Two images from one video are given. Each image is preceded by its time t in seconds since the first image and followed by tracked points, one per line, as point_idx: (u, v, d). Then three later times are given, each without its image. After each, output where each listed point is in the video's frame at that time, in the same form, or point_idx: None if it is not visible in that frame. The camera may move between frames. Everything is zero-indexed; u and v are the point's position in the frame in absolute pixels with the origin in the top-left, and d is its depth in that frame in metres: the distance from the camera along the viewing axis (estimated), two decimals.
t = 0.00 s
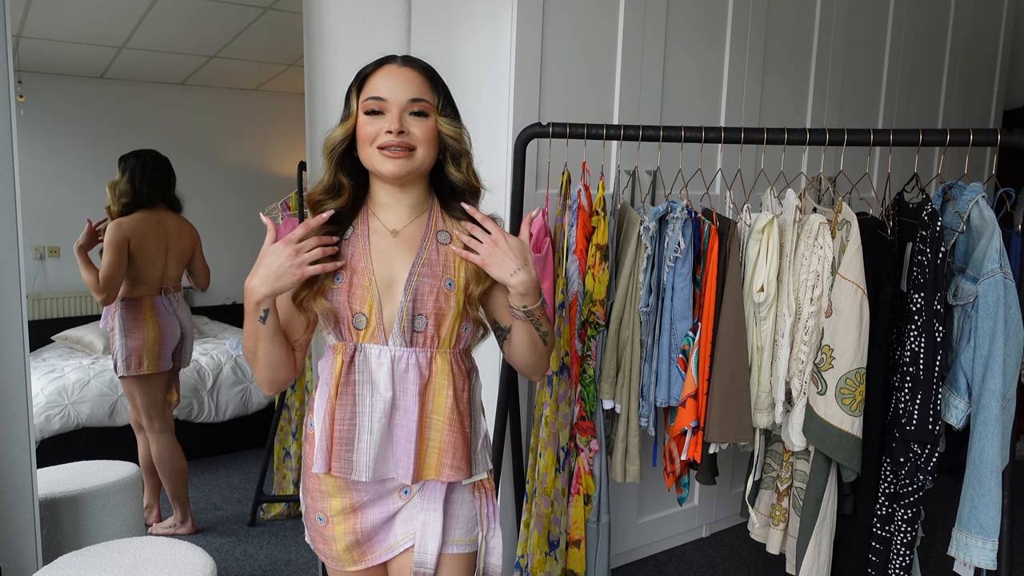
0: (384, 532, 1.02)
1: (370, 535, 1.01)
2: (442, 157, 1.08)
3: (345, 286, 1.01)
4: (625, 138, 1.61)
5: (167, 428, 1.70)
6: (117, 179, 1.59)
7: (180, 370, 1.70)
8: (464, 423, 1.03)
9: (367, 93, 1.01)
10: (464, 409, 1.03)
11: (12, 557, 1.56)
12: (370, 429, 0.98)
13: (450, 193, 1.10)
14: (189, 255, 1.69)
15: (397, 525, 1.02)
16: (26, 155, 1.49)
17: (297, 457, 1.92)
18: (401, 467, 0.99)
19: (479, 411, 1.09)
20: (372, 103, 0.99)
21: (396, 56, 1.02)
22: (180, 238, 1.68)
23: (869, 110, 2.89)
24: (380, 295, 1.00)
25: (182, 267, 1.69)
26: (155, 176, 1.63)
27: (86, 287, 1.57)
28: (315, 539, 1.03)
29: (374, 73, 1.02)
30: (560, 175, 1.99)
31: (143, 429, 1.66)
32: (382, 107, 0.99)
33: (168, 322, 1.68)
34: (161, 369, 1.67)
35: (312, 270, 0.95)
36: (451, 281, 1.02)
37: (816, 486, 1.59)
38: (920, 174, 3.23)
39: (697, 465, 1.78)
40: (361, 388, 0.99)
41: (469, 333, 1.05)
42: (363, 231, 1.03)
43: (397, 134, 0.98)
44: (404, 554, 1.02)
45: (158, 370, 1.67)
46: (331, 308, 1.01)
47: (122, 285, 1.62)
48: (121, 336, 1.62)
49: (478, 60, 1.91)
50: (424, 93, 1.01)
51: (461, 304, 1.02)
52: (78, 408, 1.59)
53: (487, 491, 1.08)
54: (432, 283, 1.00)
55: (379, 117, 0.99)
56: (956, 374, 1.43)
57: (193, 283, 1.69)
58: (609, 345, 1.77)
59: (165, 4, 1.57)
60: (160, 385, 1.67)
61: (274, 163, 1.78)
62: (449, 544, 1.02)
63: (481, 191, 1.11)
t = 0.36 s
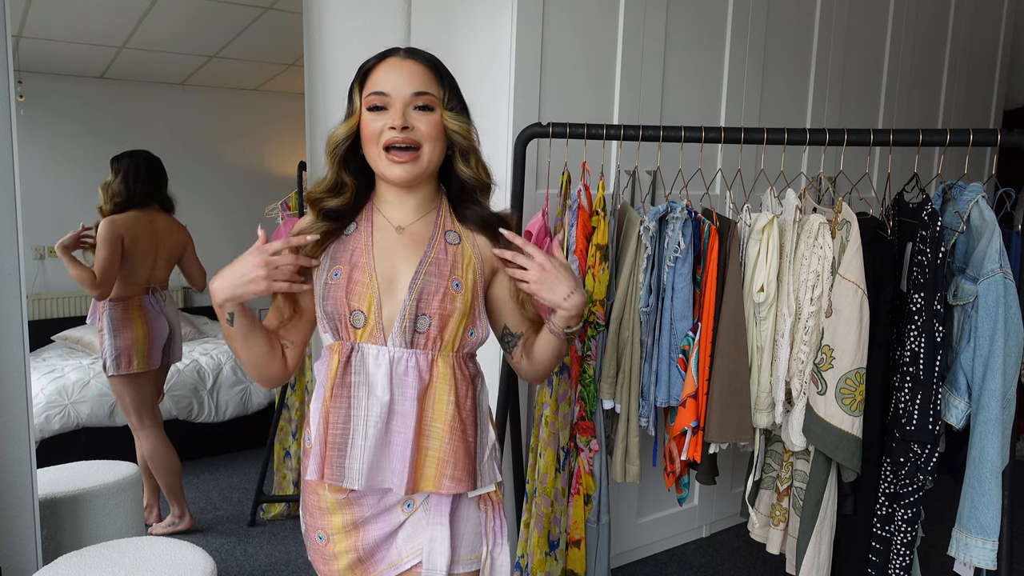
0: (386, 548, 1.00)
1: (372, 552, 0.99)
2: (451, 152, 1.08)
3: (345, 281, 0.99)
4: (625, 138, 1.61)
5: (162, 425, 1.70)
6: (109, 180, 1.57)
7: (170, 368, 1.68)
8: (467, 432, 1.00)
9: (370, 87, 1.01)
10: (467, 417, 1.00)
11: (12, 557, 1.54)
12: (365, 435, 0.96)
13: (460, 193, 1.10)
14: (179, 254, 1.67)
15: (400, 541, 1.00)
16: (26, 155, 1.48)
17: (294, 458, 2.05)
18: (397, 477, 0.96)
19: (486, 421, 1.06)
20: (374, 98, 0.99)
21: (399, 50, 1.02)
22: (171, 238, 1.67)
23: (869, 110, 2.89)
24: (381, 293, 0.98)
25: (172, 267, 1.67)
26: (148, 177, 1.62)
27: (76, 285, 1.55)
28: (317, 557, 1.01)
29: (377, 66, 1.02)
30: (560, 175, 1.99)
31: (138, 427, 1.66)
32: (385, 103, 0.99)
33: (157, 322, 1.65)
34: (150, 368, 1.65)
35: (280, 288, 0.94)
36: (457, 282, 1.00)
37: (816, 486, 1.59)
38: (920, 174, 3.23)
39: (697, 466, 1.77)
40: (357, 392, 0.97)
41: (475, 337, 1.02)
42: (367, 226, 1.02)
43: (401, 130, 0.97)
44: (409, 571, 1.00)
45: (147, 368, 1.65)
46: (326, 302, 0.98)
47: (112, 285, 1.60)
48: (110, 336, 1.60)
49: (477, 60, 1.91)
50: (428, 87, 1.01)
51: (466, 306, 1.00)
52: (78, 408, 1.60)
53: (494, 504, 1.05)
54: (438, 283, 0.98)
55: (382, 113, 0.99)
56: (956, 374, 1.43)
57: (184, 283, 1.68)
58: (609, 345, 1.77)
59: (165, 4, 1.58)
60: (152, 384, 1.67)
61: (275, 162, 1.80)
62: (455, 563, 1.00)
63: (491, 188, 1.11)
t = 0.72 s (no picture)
0: (390, 555, 0.95)
1: (374, 559, 0.94)
2: (462, 151, 1.04)
3: (354, 277, 0.94)
4: (625, 138, 1.61)
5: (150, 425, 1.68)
6: (109, 180, 1.57)
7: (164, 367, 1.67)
8: (477, 433, 0.96)
9: (381, 84, 0.97)
10: (477, 419, 0.96)
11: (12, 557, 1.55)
12: (371, 436, 0.91)
13: (468, 193, 1.05)
14: (176, 255, 1.68)
15: (406, 547, 0.95)
16: (25, 155, 1.48)
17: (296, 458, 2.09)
18: (402, 480, 0.91)
19: (497, 426, 1.01)
20: (385, 95, 0.95)
21: (410, 44, 0.98)
22: (168, 238, 1.67)
23: (869, 110, 2.89)
24: (390, 289, 0.93)
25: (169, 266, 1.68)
26: (148, 178, 1.62)
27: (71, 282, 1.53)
28: (316, 565, 0.96)
29: (388, 62, 0.98)
30: (560, 175, 1.99)
31: (127, 429, 1.64)
32: (397, 99, 0.95)
33: (152, 320, 1.65)
34: (144, 367, 1.64)
35: (284, 346, 0.84)
36: (469, 282, 0.95)
37: (816, 486, 1.59)
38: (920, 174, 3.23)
39: (698, 466, 1.77)
40: (364, 391, 0.92)
41: (487, 339, 0.97)
42: (378, 223, 0.98)
43: (412, 128, 0.93)
44: None
45: (141, 368, 1.64)
46: (334, 299, 0.93)
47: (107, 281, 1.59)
48: (104, 333, 1.59)
49: (477, 60, 1.91)
50: (440, 82, 0.96)
51: (478, 307, 0.95)
52: (79, 409, 1.59)
53: (502, 513, 1.00)
54: (449, 282, 0.94)
55: (393, 110, 0.95)
56: (956, 374, 1.43)
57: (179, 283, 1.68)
58: (609, 345, 1.77)
59: (165, 4, 1.58)
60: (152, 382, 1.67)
61: (275, 163, 1.80)
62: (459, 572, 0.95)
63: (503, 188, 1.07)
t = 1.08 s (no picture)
0: (402, 559, 0.90)
1: (385, 563, 0.89)
2: (473, 150, 1.01)
3: (367, 279, 0.90)
4: (625, 138, 1.61)
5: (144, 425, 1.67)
6: (110, 182, 1.57)
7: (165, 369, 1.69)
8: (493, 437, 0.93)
9: (389, 85, 0.92)
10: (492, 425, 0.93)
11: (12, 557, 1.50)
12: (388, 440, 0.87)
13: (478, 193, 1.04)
14: (176, 256, 1.69)
15: (420, 552, 0.90)
16: (26, 155, 1.45)
17: (296, 458, 2.12)
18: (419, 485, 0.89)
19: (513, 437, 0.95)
20: (394, 96, 0.91)
21: (418, 43, 0.94)
22: (168, 239, 1.68)
23: (869, 110, 2.89)
24: (404, 292, 0.90)
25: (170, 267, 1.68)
26: (148, 178, 1.62)
27: (72, 283, 1.52)
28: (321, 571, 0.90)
29: (396, 63, 0.94)
30: (560, 175, 1.99)
31: (104, 428, 1.61)
32: (406, 101, 0.91)
33: (150, 322, 1.66)
34: (140, 369, 1.65)
35: (385, 387, 0.86)
36: (481, 287, 0.93)
37: (816, 487, 1.58)
38: (920, 174, 3.23)
39: (697, 466, 1.77)
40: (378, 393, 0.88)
41: (497, 344, 0.95)
42: (389, 225, 0.94)
43: (423, 129, 0.89)
44: None
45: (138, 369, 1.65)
46: (345, 301, 0.90)
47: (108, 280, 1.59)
48: (103, 333, 1.60)
49: (477, 59, 1.91)
50: (450, 82, 0.92)
51: (490, 312, 0.93)
52: (79, 409, 1.58)
53: (516, 515, 0.96)
54: (463, 287, 0.91)
55: (402, 112, 0.91)
56: (956, 374, 1.43)
57: (179, 283, 1.69)
58: (609, 344, 1.77)
59: (165, 4, 1.57)
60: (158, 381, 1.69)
61: (275, 163, 1.83)
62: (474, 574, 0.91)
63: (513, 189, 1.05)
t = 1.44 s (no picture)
0: (409, 555, 0.89)
1: (392, 559, 0.88)
2: (474, 150, 1.01)
3: (374, 276, 0.89)
4: (625, 138, 1.61)
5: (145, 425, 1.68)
6: (109, 182, 1.57)
7: (165, 368, 1.69)
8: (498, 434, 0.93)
9: (390, 87, 0.92)
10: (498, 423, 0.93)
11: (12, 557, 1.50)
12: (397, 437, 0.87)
13: (480, 196, 1.03)
14: (176, 257, 1.69)
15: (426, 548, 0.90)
16: (26, 155, 1.45)
17: (296, 458, 2.11)
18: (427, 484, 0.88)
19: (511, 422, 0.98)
20: (394, 98, 0.91)
21: (419, 43, 0.93)
22: (168, 239, 1.67)
23: (869, 110, 2.89)
24: (413, 289, 0.89)
25: (169, 267, 1.68)
26: (149, 178, 1.62)
27: (71, 284, 1.52)
28: (327, 570, 0.89)
29: (397, 63, 0.93)
30: (560, 175, 1.99)
31: (103, 427, 1.61)
32: (406, 103, 0.91)
33: (149, 321, 1.66)
34: (139, 368, 1.65)
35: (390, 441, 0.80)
36: (488, 284, 0.93)
37: (816, 487, 1.58)
38: (920, 174, 3.23)
39: (698, 466, 1.77)
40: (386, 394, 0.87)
41: (501, 341, 0.95)
42: (394, 223, 0.94)
43: (423, 132, 0.89)
44: None
45: (136, 369, 1.64)
46: (352, 297, 0.88)
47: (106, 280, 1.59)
48: (101, 333, 1.59)
49: (477, 59, 1.91)
50: (451, 83, 0.92)
51: (497, 309, 0.94)
52: (79, 409, 1.57)
53: (519, 509, 0.97)
54: (470, 284, 0.91)
55: (403, 114, 0.91)
56: (956, 374, 1.43)
57: (178, 285, 1.69)
58: (609, 344, 1.76)
59: (165, 5, 1.57)
60: (158, 381, 1.69)
61: (275, 163, 1.84)
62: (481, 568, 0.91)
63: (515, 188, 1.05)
